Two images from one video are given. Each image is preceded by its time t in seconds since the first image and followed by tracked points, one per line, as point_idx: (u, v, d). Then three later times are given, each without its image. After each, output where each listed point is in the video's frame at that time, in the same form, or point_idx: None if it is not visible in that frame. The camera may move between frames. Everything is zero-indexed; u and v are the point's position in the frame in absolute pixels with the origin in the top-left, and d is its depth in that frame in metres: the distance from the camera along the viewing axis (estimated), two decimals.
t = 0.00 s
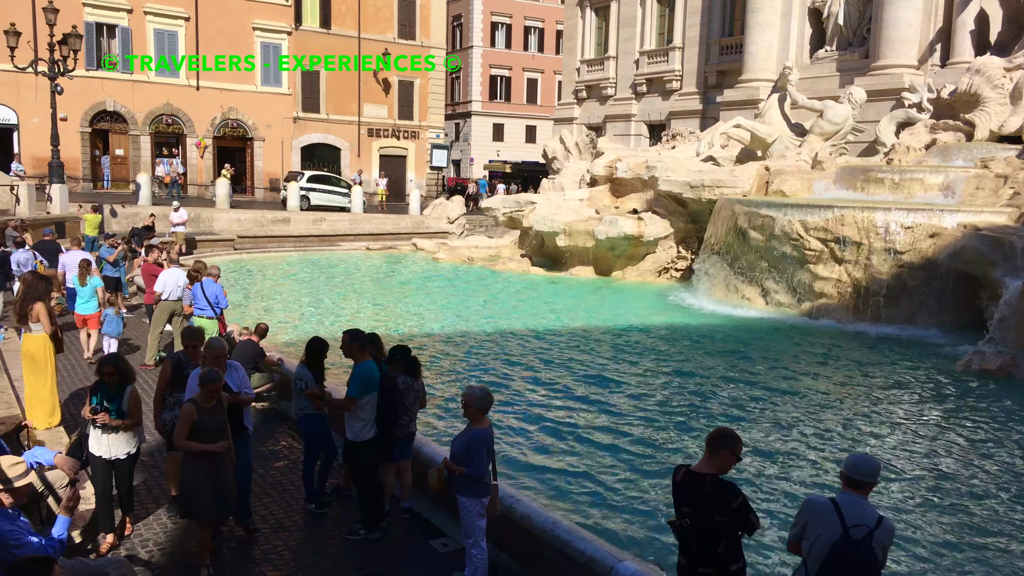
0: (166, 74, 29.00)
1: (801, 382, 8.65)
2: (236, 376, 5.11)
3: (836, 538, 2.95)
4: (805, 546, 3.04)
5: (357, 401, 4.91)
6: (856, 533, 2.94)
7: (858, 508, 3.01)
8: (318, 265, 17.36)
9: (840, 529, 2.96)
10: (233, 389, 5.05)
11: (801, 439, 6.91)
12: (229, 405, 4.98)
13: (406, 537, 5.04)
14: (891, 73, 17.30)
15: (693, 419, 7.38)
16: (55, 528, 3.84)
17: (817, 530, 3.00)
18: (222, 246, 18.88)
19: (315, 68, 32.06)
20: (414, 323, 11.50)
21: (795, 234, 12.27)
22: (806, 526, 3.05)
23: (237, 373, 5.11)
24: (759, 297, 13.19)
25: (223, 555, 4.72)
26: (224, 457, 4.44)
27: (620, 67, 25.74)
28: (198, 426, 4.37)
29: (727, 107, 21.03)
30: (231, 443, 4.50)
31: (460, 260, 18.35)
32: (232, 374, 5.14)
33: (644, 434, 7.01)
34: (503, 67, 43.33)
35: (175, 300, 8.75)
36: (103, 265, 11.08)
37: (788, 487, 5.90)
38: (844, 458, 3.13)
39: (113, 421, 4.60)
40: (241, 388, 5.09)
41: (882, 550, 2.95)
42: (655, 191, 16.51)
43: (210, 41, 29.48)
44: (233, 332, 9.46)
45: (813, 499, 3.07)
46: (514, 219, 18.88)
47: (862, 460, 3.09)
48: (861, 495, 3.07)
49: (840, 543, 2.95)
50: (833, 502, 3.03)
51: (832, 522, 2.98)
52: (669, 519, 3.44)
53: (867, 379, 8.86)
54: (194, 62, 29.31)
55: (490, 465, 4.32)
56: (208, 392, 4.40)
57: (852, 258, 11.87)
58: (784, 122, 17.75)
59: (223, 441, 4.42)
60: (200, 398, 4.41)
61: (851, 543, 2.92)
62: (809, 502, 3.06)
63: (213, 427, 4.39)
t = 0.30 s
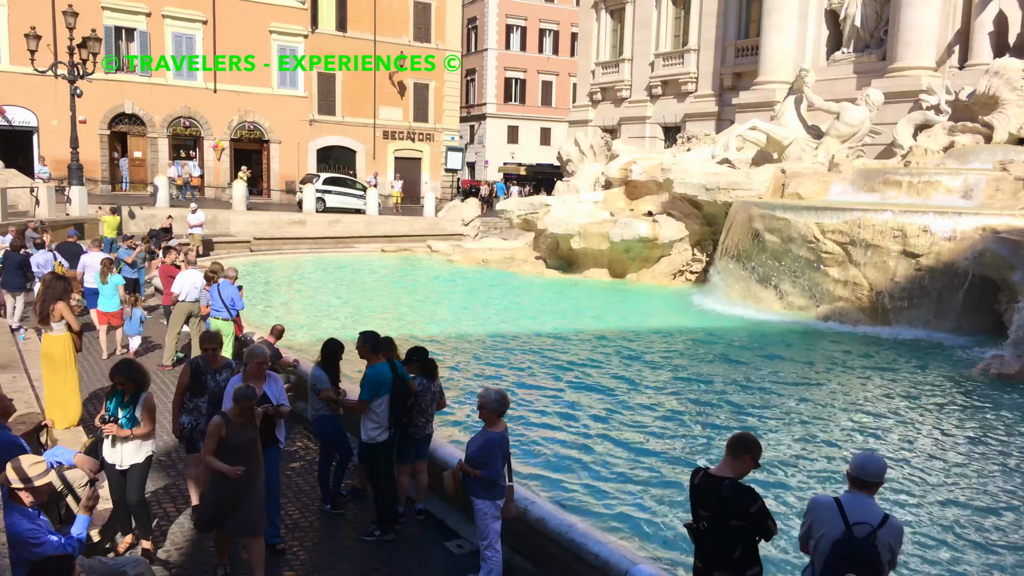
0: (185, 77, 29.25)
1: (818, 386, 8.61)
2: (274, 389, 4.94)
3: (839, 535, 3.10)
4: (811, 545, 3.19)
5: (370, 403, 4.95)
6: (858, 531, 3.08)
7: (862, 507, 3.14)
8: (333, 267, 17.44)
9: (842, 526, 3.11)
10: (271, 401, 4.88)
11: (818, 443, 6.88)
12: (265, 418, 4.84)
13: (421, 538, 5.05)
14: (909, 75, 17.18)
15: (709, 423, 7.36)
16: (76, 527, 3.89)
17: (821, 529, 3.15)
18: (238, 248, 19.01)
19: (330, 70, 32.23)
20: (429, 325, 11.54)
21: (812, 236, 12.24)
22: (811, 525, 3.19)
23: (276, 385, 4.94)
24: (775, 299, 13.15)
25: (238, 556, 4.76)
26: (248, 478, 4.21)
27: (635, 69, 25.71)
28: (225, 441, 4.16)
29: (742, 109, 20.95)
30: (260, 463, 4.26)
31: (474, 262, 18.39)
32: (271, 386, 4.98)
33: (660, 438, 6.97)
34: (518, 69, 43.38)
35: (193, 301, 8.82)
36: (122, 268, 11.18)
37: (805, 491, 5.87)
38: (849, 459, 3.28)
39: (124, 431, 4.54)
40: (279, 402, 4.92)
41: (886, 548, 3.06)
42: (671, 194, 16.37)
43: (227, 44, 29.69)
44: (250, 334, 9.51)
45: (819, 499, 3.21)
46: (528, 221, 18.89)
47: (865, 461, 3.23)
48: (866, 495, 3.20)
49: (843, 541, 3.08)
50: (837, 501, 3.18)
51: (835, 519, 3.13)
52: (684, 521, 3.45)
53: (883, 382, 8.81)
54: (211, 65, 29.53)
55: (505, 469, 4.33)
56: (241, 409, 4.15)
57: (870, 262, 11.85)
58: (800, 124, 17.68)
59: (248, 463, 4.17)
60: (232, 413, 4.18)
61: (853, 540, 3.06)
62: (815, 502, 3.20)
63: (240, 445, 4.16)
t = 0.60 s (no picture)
0: (198, 79, 29.39)
1: (831, 388, 8.56)
2: (303, 392, 5.16)
3: (836, 532, 3.16)
4: (812, 541, 3.25)
5: (381, 404, 4.98)
6: (856, 527, 3.13)
7: (861, 504, 3.19)
8: (345, 268, 17.47)
9: (839, 523, 3.17)
10: (300, 405, 5.11)
11: (831, 446, 6.83)
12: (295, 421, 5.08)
13: (433, 539, 5.06)
14: (924, 76, 17.07)
15: (721, 425, 7.32)
16: (90, 526, 3.90)
17: (820, 524, 3.22)
18: (251, 249, 19.08)
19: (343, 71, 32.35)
20: (440, 326, 11.54)
21: (825, 238, 12.19)
22: (812, 522, 3.25)
23: (305, 389, 5.16)
24: (788, 301, 13.09)
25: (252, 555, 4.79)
26: (270, 483, 4.15)
27: (647, 70, 25.65)
28: (251, 444, 4.10)
29: (755, 111, 20.85)
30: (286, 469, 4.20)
31: (486, 263, 18.40)
32: (299, 389, 5.19)
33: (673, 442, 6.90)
34: (530, 70, 43.37)
35: (206, 302, 8.87)
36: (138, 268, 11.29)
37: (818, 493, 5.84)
38: (852, 457, 3.32)
39: (134, 439, 4.48)
40: (307, 404, 5.15)
41: (885, 545, 3.10)
42: (683, 195, 16.28)
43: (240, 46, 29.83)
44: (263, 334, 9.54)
45: (820, 496, 3.28)
46: (540, 222, 18.88)
47: (870, 459, 3.25)
48: (866, 492, 3.25)
49: (840, 537, 3.14)
50: (838, 498, 3.23)
51: (833, 517, 3.19)
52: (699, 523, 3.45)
53: (895, 385, 8.74)
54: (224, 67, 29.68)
55: (517, 470, 4.33)
56: (270, 415, 4.10)
57: (883, 263, 11.77)
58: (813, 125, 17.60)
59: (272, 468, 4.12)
60: (262, 417, 4.13)
61: (849, 537, 3.11)
62: (816, 499, 3.27)
63: (269, 451, 4.11)
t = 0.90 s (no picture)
0: (214, 81, 29.57)
1: (847, 391, 8.49)
2: (328, 403, 5.12)
3: (835, 531, 3.20)
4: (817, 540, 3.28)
5: (396, 404, 4.98)
6: (854, 526, 3.16)
7: (861, 503, 3.22)
8: (360, 270, 17.50)
9: (838, 522, 3.20)
10: (326, 417, 5.06)
11: (848, 450, 6.77)
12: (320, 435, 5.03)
13: (447, 540, 5.04)
14: (943, 77, 16.91)
15: (736, 429, 7.27)
16: (108, 524, 3.91)
17: (821, 524, 3.27)
18: (266, 251, 19.16)
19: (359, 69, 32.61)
20: (454, 328, 11.54)
21: (842, 240, 12.11)
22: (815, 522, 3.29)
23: (329, 400, 5.11)
24: (805, 304, 12.99)
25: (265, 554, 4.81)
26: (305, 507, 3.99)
27: (662, 71, 25.56)
28: (277, 467, 3.97)
29: (772, 111, 20.74)
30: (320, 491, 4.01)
31: (500, 265, 18.39)
32: (324, 400, 5.14)
33: (685, 447, 6.81)
34: (544, 72, 43.35)
35: (221, 303, 8.92)
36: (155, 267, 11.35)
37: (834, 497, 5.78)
38: (854, 456, 3.33)
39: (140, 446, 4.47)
40: (333, 417, 5.09)
41: (885, 543, 3.12)
42: (698, 197, 16.20)
43: (256, 47, 29.98)
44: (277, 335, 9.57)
45: (823, 496, 3.31)
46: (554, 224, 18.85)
47: (870, 457, 3.26)
48: (868, 491, 3.27)
49: (839, 536, 3.18)
50: (837, 498, 3.26)
51: (833, 517, 3.23)
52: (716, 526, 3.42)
53: (912, 389, 8.65)
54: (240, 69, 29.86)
55: (531, 472, 4.31)
56: (294, 436, 3.95)
57: (900, 266, 11.66)
58: (830, 126, 17.50)
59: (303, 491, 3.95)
60: (286, 438, 3.98)
61: (848, 536, 3.14)
62: (819, 499, 3.31)
63: (293, 475, 3.94)
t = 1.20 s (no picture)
0: (229, 83, 29.72)
1: (863, 394, 8.44)
2: (353, 407, 4.97)
3: (843, 534, 3.16)
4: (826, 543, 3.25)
5: (410, 405, 4.97)
6: (861, 529, 3.13)
7: (868, 505, 3.18)
8: (374, 271, 17.54)
9: (846, 525, 3.17)
10: (352, 422, 4.92)
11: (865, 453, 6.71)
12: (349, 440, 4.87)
13: (461, 542, 5.03)
14: (960, 78, 16.78)
15: (752, 432, 7.22)
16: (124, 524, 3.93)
17: (829, 527, 3.23)
18: (280, 252, 19.24)
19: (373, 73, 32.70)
20: (468, 329, 11.55)
21: (859, 242, 12.02)
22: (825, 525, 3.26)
23: (353, 404, 4.96)
24: (820, 306, 12.91)
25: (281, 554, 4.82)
26: (336, 515, 3.98)
27: (676, 72, 25.48)
28: (304, 476, 3.95)
29: (787, 113, 20.63)
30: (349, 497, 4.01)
31: (514, 267, 18.38)
32: (348, 405, 5.00)
33: (699, 454, 6.68)
34: (558, 73, 43.32)
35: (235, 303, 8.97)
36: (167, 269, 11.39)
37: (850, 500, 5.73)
38: (861, 457, 3.30)
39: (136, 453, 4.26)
40: (358, 421, 4.95)
41: (892, 545, 3.08)
42: (713, 198, 16.12)
43: (271, 49, 30.12)
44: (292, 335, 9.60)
45: (832, 499, 3.28)
46: (568, 225, 18.82)
47: (877, 459, 3.23)
48: (876, 493, 3.23)
49: (846, 539, 3.14)
50: (843, 500, 3.22)
51: (841, 519, 3.19)
52: (731, 530, 3.38)
53: (929, 392, 8.58)
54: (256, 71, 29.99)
55: (544, 475, 4.29)
56: (318, 444, 3.93)
57: (917, 268, 11.55)
58: (846, 128, 17.40)
59: (334, 498, 3.94)
60: (310, 448, 3.96)
61: (855, 538, 3.11)
62: (829, 502, 3.28)
63: (318, 481, 3.95)
